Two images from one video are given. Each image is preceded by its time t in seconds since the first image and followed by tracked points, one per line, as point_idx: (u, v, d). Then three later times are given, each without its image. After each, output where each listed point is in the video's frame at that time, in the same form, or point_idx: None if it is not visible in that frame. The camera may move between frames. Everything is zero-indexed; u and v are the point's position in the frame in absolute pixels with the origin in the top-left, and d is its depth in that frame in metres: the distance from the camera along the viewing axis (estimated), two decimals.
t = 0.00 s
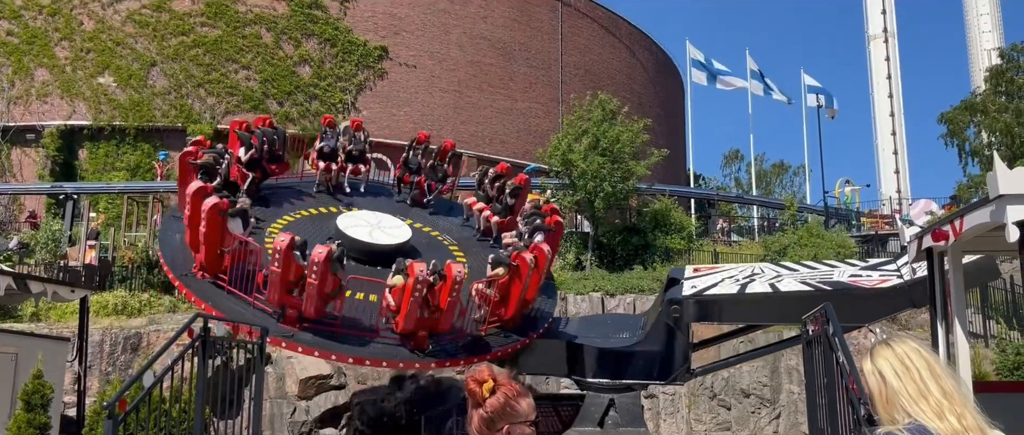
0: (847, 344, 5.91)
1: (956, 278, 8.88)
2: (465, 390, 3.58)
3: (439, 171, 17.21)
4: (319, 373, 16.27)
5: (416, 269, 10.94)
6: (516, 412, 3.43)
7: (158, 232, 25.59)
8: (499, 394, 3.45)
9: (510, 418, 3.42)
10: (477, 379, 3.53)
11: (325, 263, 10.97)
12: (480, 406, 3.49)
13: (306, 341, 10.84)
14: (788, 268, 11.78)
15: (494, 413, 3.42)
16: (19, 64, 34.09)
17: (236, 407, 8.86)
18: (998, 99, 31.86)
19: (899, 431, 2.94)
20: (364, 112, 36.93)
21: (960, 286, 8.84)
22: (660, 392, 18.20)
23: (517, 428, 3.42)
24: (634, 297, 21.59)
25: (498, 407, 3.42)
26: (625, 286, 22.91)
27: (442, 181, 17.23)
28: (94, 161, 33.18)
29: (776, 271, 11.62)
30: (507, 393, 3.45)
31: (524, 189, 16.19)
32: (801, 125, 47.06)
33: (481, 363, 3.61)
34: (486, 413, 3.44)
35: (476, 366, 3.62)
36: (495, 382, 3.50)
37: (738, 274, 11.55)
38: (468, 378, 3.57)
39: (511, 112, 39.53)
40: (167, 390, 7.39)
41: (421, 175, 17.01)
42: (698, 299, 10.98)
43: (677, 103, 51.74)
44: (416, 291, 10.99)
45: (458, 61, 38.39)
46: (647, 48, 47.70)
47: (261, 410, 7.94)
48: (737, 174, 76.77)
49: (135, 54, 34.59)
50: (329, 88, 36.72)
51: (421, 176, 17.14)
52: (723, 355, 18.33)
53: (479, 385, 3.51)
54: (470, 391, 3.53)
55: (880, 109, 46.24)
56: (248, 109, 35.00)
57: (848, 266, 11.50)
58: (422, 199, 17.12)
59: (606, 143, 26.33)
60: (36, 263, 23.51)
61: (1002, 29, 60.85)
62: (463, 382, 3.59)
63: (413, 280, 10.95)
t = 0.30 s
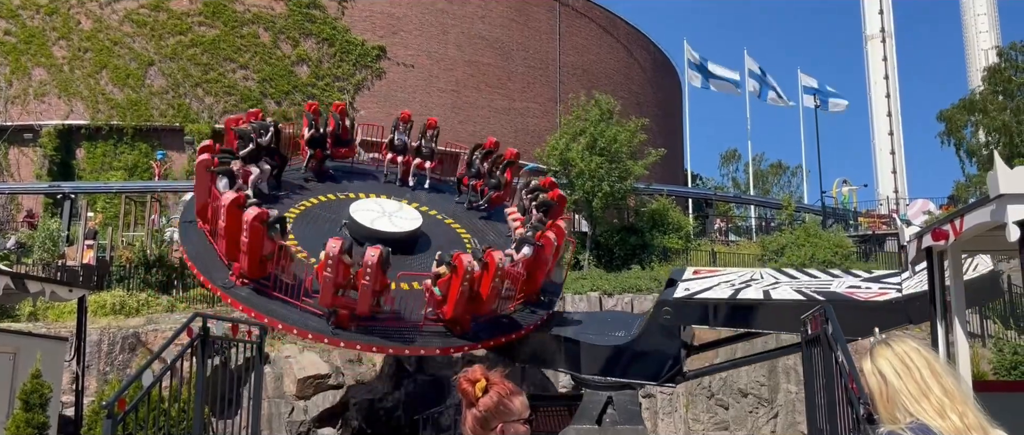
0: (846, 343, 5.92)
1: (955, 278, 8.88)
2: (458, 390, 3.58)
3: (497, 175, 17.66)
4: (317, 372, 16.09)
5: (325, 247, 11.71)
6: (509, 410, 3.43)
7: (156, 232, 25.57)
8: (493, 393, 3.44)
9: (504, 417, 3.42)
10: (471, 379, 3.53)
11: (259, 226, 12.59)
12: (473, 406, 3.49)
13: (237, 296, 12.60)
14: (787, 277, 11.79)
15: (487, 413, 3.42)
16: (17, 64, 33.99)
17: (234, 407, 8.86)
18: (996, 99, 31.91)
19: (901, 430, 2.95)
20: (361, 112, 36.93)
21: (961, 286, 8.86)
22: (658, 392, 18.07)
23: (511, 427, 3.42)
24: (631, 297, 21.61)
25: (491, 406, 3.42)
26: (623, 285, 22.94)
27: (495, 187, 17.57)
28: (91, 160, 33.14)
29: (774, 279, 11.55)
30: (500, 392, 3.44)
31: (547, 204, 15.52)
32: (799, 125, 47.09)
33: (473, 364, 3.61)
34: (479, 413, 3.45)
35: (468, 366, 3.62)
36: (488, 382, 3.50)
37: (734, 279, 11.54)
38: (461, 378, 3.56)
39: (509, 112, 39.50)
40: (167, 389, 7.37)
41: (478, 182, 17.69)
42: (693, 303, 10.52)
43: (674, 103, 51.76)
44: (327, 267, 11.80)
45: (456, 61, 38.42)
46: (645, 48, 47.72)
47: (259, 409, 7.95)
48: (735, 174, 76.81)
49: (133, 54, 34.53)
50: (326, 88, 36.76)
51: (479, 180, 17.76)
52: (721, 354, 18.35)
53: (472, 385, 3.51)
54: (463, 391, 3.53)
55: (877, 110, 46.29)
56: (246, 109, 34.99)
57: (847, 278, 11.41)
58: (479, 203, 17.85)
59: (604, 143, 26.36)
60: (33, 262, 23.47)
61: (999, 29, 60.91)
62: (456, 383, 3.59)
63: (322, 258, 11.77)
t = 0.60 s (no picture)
0: (846, 340, 5.93)
1: (956, 275, 8.87)
2: (460, 387, 3.57)
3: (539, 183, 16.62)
4: (315, 369, 15.88)
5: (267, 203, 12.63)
6: (512, 406, 3.42)
7: (154, 229, 25.51)
8: (495, 390, 3.43)
9: (507, 414, 3.41)
10: (473, 375, 3.52)
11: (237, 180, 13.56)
12: (475, 403, 3.48)
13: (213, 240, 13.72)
14: (785, 281, 11.74)
15: (490, 410, 3.41)
16: (14, 60, 33.93)
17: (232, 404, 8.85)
18: (995, 96, 31.91)
19: (903, 427, 2.95)
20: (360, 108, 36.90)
21: (961, 283, 8.82)
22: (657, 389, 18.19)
23: (513, 423, 3.42)
24: (630, 294, 21.59)
25: (494, 403, 3.41)
26: (622, 283, 22.94)
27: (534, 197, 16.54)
28: (89, 157, 33.09)
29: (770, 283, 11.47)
30: (503, 389, 3.43)
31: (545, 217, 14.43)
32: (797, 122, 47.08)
33: (475, 361, 3.60)
34: (482, 410, 3.44)
35: (471, 364, 3.61)
36: (491, 378, 3.49)
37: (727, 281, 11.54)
38: (462, 375, 3.56)
39: (507, 109, 39.44)
40: (165, 385, 7.36)
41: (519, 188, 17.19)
42: (687, 304, 10.51)
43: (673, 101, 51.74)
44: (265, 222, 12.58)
45: (454, 58, 38.41)
46: (644, 45, 47.69)
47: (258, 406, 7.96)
48: (733, 171, 76.82)
49: (130, 50, 34.44)
50: (324, 85, 36.74)
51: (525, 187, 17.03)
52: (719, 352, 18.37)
53: (473, 382, 3.50)
54: (465, 388, 3.52)
55: (875, 107, 46.29)
56: (244, 106, 34.93)
57: (845, 287, 11.30)
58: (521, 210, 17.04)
59: (603, 139, 26.34)
60: (30, 259, 23.41)
61: (997, 26, 60.91)
62: (458, 380, 3.58)
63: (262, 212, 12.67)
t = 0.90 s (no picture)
0: (842, 336, 5.94)
1: (953, 272, 8.86)
2: (460, 382, 3.56)
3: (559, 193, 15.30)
4: (312, 365, 15.92)
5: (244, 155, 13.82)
6: (513, 403, 3.43)
7: (149, 224, 25.48)
8: (496, 386, 3.43)
9: (507, 410, 3.41)
10: (473, 371, 3.51)
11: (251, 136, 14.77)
12: (476, 398, 3.48)
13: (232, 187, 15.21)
14: (775, 285, 11.77)
15: (490, 406, 3.41)
16: (8, 55, 33.81)
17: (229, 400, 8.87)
18: (991, 91, 31.95)
19: (899, 424, 2.96)
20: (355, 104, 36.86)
21: (956, 280, 8.84)
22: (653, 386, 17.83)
23: (514, 419, 3.42)
24: (626, 290, 21.62)
25: (495, 399, 3.41)
26: (618, 279, 22.95)
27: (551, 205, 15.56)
28: (83, 153, 33.01)
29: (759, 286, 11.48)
30: (503, 385, 3.43)
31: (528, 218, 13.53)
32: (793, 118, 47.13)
33: (476, 356, 3.60)
34: (482, 405, 3.43)
35: (472, 359, 3.61)
36: (491, 374, 3.48)
37: (714, 282, 11.63)
38: (463, 370, 3.55)
39: (503, 105, 39.38)
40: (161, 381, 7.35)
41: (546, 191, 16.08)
42: (671, 302, 10.71)
43: (669, 97, 51.73)
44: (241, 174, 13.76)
45: (450, 54, 38.39)
46: (640, 42, 47.68)
47: (254, 401, 7.98)
48: (728, 167, 76.94)
49: (125, 45, 34.33)
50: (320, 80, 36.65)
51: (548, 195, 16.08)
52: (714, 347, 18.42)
53: (476, 377, 3.49)
54: (466, 384, 3.51)
55: (871, 103, 46.34)
56: (239, 101, 34.82)
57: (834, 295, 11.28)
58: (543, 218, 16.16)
59: (599, 135, 26.36)
60: (25, 255, 23.35)
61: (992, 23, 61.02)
62: (458, 375, 3.57)
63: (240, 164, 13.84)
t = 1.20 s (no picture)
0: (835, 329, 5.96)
1: (944, 269, 8.87)
2: (459, 377, 3.58)
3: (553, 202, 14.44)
4: (304, 361, 15.95)
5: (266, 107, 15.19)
6: (510, 398, 3.43)
7: (140, 219, 25.38)
8: (493, 380, 3.44)
9: (504, 404, 3.43)
10: (472, 366, 3.52)
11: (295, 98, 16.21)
12: (473, 392, 3.49)
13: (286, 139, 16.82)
14: (758, 289, 11.86)
15: (487, 400, 3.43)
16: None
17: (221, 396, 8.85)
18: (982, 88, 32.07)
19: (890, 418, 3.00)
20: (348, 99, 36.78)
21: (946, 276, 8.88)
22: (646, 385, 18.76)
23: (510, 415, 3.43)
24: (619, 286, 21.66)
25: (492, 393, 3.42)
26: (610, 274, 22.95)
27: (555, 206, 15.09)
28: (74, 148, 32.85)
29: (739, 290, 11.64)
30: (501, 379, 3.44)
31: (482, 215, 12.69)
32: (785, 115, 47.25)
33: (474, 351, 3.61)
34: (479, 399, 3.46)
35: (470, 354, 3.62)
36: (489, 368, 3.49)
37: (694, 284, 11.72)
38: (462, 364, 3.56)
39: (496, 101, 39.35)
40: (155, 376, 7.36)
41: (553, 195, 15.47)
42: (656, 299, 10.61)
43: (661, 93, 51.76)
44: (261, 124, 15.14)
45: (443, 49, 38.36)
46: (633, 38, 47.68)
47: (247, 397, 7.97)
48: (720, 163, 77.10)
49: (115, 40, 34.18)
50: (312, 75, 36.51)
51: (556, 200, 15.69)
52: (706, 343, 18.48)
53: (473, 372, 3.50)
54: (464, 378, 3.53)
55: (862, 100, 46.50)
56: (231, 97, 34.67)
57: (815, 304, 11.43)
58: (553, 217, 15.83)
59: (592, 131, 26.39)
60: (15, 250, 23.22)
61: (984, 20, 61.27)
62: (456, 369, 3.58)
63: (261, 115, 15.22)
